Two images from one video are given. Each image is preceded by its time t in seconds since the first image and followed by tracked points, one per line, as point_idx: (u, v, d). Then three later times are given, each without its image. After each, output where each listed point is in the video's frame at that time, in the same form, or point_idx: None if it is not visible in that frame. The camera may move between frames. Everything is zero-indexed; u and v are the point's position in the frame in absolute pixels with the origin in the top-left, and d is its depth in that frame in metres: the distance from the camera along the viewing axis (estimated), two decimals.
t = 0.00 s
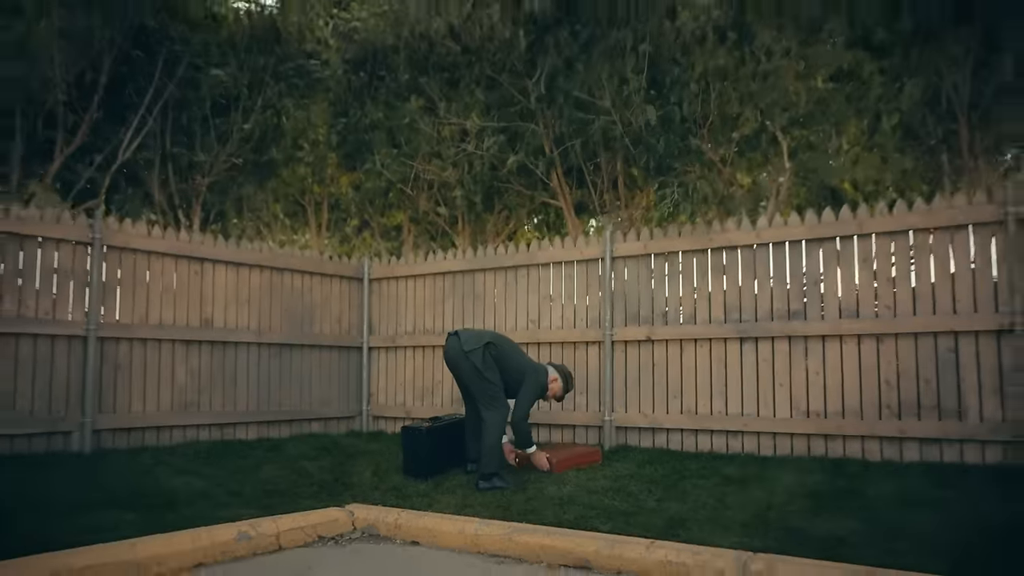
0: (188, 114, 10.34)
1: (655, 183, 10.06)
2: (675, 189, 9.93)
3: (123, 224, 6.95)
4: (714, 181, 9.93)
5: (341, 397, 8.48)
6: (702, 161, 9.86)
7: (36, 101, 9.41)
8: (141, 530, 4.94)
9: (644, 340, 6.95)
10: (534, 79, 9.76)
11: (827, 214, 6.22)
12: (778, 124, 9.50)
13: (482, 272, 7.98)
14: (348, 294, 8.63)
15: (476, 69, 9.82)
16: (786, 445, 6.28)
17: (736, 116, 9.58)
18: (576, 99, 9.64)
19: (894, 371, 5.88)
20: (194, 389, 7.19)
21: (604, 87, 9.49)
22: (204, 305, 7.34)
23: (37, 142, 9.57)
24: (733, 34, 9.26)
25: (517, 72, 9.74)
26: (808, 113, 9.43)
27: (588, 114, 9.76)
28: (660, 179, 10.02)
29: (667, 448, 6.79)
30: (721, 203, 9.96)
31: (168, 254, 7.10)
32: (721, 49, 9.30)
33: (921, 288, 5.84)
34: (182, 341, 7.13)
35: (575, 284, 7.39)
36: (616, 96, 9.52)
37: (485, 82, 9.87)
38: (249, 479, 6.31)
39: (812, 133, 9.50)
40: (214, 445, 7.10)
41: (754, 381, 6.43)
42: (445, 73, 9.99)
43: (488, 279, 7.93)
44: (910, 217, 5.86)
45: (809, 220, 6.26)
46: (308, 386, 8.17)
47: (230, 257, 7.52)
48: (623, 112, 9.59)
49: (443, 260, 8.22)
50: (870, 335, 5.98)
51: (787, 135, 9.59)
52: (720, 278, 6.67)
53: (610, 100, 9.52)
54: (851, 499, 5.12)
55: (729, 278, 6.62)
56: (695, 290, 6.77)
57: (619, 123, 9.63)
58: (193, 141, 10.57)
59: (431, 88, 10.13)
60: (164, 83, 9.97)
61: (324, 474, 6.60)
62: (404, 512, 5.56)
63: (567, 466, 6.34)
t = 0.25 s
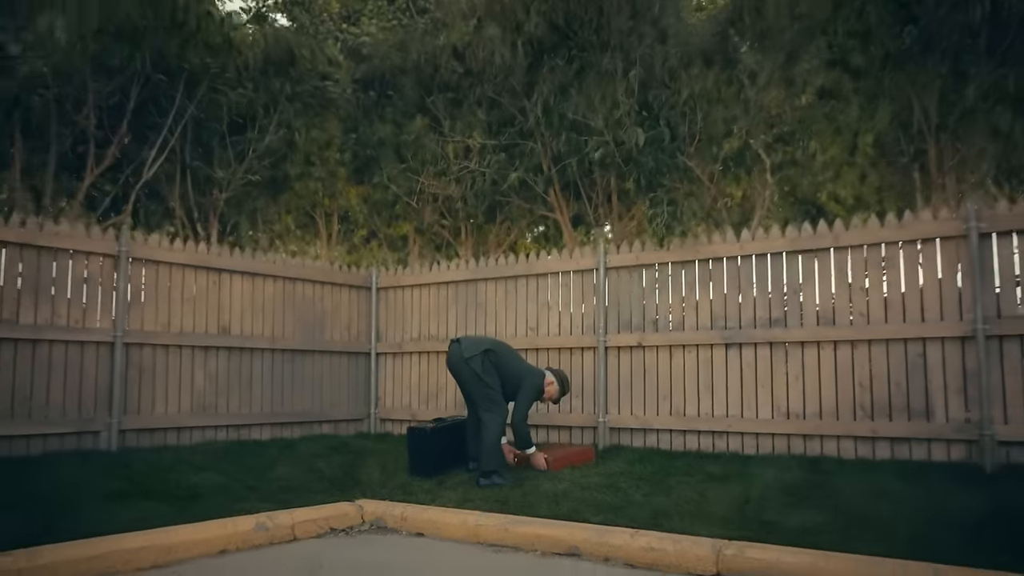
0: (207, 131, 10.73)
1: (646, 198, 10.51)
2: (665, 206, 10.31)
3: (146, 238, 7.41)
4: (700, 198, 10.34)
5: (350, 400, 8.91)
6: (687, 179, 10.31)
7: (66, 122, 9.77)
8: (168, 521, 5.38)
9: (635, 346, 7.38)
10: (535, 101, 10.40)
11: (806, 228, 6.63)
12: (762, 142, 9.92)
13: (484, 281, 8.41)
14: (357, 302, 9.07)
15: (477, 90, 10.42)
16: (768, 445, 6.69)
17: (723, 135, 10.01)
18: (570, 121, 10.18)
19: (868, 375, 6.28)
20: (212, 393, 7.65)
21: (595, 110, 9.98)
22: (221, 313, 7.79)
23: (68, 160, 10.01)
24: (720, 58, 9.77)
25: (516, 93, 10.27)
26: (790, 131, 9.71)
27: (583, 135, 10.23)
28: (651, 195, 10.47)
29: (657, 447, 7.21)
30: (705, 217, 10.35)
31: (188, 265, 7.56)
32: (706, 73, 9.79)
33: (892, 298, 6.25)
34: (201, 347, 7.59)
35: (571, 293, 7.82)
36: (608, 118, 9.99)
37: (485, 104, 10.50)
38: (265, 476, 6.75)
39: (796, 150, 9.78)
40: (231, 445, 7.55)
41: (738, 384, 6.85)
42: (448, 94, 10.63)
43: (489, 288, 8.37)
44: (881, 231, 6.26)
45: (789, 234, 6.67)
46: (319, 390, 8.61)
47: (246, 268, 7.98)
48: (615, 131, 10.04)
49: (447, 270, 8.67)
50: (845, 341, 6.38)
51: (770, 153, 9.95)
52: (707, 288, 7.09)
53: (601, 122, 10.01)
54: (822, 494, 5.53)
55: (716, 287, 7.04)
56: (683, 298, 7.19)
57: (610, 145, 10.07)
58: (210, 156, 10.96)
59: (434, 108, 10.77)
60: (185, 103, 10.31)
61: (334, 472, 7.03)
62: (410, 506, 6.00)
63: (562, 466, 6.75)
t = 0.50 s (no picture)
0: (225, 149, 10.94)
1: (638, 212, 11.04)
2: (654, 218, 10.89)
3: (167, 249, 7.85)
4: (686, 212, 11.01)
5: (358, 403, 9.33)
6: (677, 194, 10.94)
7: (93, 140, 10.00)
8: (189, 513, 5.80)
9: (628, 351, 7.80)
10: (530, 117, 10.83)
11: (787, 240, 7.05)
12: (749, 159, 10.59)
13: (485, 290, 8.84)
14: (365, 310, 9.51)
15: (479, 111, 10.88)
16: (751, 444, 7.10)
17: (712, 152, 10.62)
18: (567, 139, 10.56)
19: (845, 379, 6.69)
20: (228, 395, 8.10)
21: (590, 127, 10.31)
22: (236, 320, 8.24)
23: (94, 176, 10.25)
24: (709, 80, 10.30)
25: (516, 111, 10.70)
26: (775, 147, 10.41)
27: (578, 151, 10.58)
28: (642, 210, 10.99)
29: (648, 447, 7.62)
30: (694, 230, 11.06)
31: (205, 275, 8.00)
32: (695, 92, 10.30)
33: (867, 306, 6.65)
34: (218, 352, 8.04)
35: (568, 301, 8.24)
36: (601, 136, 10.35)
37: (487, 123, 10.95)
38: (278, 472, 7.18)
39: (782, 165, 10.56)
40: (245, 444, 7.99)
41: (724, 387, 7.25)
42: (451, 113, 11.13)
43: (490, 297, 8.79)
44: (857, 243, 6.68)
45: (771, 246, 7.09)
46: (328, 393, 9.04)
47: (260, 277, 8.42)
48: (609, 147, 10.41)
49: (450, 278, 9.10)
50: (823, 347, 6.78)
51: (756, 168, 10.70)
52: (695, 296, 7.51)
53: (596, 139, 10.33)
54: (798, 489, 5.94)
55: (703, 295, 7.46)
56: (673, 306, 7.62)
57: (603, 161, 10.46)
58: (226, 171, 11.15)
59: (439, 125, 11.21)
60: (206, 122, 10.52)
61: (344, 470, 7.46)
62: (414, 501, 6.41)
63: (556, 463, 7.18)
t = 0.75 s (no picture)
0: (241, 164, 11.22)
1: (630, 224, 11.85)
2: (649, 230, 11.49)
3: (185, 259, 8.28)
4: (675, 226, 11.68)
5: (366, 405, 9.75)
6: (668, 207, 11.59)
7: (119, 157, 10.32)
8: (210, 505, 6.22)
9: (622, 355, 8.21)
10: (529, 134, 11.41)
11: (772, 250, 7.45)
12: (735, 172, 11.26)
13: (487, 297, 9.26)
14: (372, 316, 9.93)
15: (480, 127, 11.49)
16: (738, 443, 7.51)
17: (703, 167, 11.25)
18: (566, 155, 11.06)
19: (826, 381, 7.09)
20: (243, 397, 8.54)
21: (586, 144, 10.81)
22: (251, 325, 8.67)
23: (118, 190, 10.67)
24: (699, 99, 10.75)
25: (516, 128, 11.23)
26: (762, 162, 11.00)
27: (575, 167, 11.14)
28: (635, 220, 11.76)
29: (641, 446, 8.03)
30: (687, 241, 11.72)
31: (222, 282, 8.43)
32: (686, 111, 10.84)
33: (846, 313, 7.06)
34: (234, 356, 8.47)
35: (566, 308, 8.66)
36: (598, 151, 10.87)
37: (489, 139, 11.57)
38: (291, 469, 7.60)
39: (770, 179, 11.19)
40: (259, 444, 8.42)
41: (713, 390, 7.66)
42: (455, 129, 11.69)
43: (492, 303, 9.22)
44: (837, 254, 7.08)
45: (757, 255, 7.50)
46: (338, 395, 9.47)
47: (273, 284, 8.86)
48: (605, 164, 10.92)
49: (454, 286, 9.53)
50: (805, 351, 7.19)
51: (742, 183, 11.35)
52: (686, 303, 7.91)
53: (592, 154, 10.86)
54: (779, 484, 6.34)
55: (693, 302, 7.86)
56: (665, 312, 8.02)
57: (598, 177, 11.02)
58: (241, 186, 11.49)
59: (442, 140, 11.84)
60: (222, 139, 10.77)
61: (353, 467, 7.88)
62: (419, 496, 6.82)
63: (554, 462, 7.59)
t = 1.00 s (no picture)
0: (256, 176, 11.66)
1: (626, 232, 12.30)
2: (645, 238, 12.08)
3: (203, 266, 8.71)
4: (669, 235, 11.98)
5: (374, 406, 10.14)
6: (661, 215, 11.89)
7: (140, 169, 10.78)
8: (229, 497, 6.62)
9: (619, 357, 8.60)
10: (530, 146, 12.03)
11: (761, 256, 7.84)
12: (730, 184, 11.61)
13: (491, 302, 9.67)
14: (380, 320, 10.33)
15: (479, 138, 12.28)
16: (729, 441, 7.89)
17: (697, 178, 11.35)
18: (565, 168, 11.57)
19: (811, 381, 7.47)
20: (258, 397, 8.95)
21: (586, 155, 11.66)
22: (265, 329, 9.09)
23: (140, 200, 11.10)
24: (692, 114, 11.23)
25: (518, 140, 11.99)
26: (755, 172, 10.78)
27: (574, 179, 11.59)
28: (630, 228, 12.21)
29: (637, 444, 8.42)
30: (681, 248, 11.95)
31: (237, 288, 8.85)
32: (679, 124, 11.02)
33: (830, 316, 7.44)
34: (249, 358, 8.89)
35: (565, 312, 9.06)
36: (596, 164, 11.68)
37: (491, 151, 12.31)
38: (303, 465, 8.00)
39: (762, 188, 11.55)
40: (273, 441, 8.83)
41: (705, 390, 8.05)
42: (460, 140, 12.47)
43: (495, 308, 9.62)
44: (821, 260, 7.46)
45: (746, 262, 7.88)
46: (348, 396, 9.88)
47: (286, 290, 9.28)
48: (603, 177, 11.70)
49: (458, 291, 9.93)
50: (792, 353, 7.57)
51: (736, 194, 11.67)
52: (679, 308, 8.30)
53: (591, 166, 11.71)
54: (765, 478, 6.71)
55: (686, 307, 8.25)
56: (660, 316, 8.41)
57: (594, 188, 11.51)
58: (255, 196, 11.92)
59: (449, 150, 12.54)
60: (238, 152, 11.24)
61: (362, 464, 8.27)
62: (426, 490, 7.21)
63: (553, 458, 7.98)
